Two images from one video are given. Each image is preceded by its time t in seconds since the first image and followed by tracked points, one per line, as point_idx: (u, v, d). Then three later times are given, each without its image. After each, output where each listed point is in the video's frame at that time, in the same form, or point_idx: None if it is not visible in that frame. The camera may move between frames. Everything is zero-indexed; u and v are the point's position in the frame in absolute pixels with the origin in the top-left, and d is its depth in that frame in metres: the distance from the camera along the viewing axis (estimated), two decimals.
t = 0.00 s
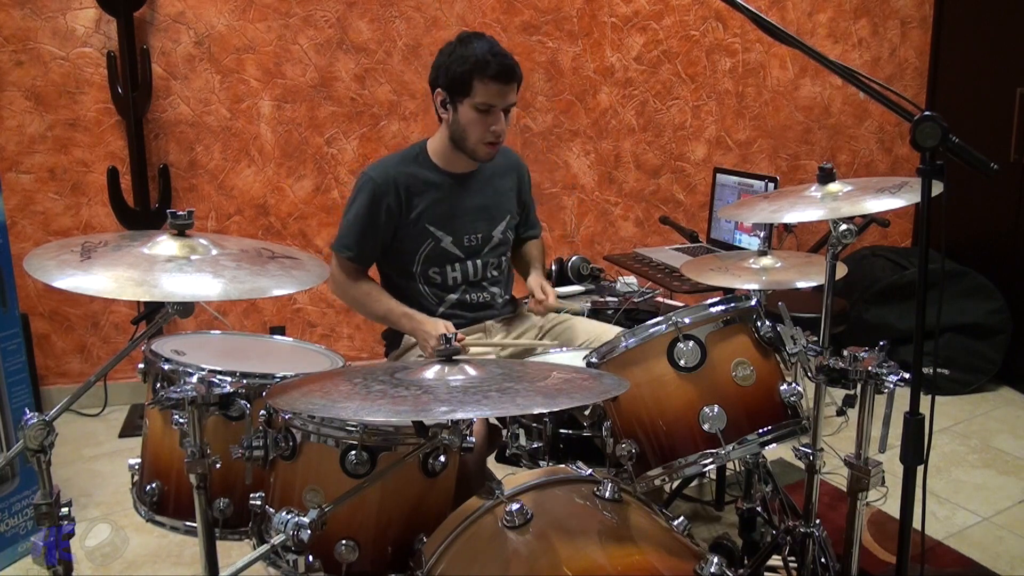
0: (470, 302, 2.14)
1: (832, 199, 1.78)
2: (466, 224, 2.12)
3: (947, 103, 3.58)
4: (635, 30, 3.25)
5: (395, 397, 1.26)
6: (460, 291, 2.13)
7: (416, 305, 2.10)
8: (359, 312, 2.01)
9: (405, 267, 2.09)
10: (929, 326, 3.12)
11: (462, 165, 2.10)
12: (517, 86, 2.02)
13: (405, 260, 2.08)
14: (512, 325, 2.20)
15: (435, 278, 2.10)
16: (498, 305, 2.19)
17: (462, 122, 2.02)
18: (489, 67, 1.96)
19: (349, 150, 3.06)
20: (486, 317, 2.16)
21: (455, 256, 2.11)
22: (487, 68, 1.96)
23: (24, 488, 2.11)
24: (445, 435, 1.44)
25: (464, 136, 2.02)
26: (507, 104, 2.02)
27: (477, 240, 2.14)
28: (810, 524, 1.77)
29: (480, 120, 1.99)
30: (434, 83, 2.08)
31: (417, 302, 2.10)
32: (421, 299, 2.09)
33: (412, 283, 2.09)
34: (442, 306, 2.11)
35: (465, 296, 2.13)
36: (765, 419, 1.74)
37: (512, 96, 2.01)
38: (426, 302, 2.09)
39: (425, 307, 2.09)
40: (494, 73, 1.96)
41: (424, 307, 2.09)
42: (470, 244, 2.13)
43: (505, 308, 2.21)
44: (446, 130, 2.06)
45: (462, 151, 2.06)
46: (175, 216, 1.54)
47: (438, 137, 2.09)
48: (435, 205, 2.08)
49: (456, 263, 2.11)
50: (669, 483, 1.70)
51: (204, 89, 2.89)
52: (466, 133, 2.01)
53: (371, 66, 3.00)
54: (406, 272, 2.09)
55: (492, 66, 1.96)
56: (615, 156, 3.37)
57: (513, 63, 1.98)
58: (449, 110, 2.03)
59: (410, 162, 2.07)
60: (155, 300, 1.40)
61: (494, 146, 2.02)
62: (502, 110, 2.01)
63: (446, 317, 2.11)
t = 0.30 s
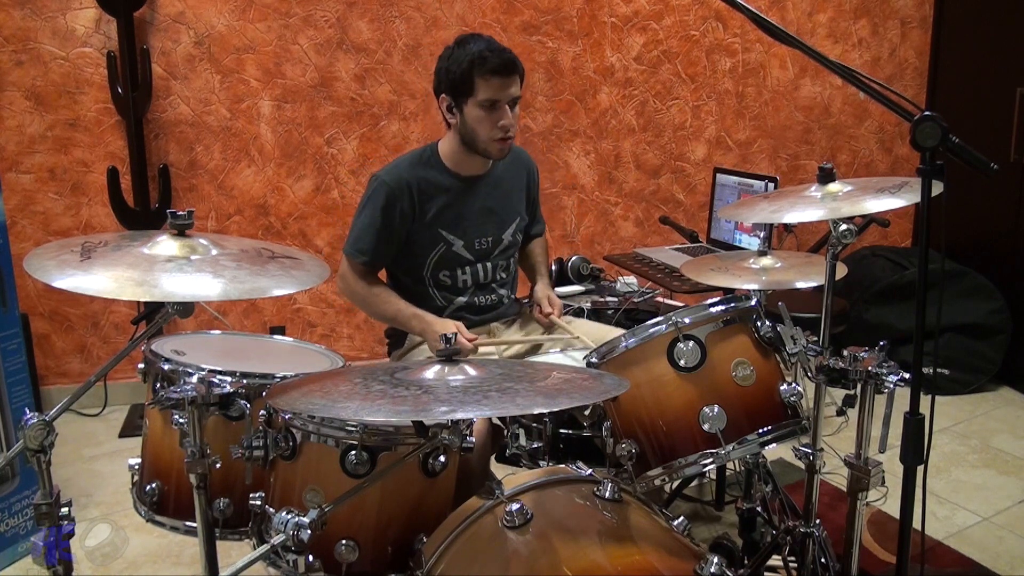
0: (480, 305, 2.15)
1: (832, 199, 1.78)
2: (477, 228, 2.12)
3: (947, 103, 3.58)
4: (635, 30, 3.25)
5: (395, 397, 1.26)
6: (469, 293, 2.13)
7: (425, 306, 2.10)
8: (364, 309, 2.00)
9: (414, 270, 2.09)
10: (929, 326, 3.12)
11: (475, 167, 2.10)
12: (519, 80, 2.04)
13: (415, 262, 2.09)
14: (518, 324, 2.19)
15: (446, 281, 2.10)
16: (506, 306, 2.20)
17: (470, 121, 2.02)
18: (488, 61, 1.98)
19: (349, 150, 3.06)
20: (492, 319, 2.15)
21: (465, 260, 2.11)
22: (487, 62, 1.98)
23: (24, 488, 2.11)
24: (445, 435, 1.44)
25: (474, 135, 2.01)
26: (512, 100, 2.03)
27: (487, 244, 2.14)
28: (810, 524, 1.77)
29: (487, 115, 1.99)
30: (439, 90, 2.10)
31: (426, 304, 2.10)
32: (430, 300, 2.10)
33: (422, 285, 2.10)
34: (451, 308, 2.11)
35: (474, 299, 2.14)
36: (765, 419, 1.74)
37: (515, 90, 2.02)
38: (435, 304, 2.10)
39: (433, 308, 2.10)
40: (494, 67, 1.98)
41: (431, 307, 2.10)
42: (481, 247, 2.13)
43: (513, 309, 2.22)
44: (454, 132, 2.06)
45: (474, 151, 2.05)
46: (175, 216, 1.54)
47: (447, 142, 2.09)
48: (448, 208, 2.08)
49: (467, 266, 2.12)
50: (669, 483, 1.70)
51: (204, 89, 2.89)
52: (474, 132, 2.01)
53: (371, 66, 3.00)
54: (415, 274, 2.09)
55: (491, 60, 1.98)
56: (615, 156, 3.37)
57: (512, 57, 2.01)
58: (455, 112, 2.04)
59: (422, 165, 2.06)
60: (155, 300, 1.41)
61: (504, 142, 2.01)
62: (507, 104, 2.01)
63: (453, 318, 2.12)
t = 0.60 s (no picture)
0: (486, 309, 2.14)
1: (832, 199, 1.78)
2: (484, 230, 2.12)
3: (947, 103, 3.58)
4: (635, 30, 3.25)
5: (395, 397, 1.26)
6: (475, 297, 2.12)
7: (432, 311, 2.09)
8: (362, 310, 1.93)
9: (421, 273, 2.08)
10: (929, 326, 3.12)
11: (484, 168, 2.10)
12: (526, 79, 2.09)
13: (421, 265, 2.08)
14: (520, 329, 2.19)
15: (452, 284, 2.10)
16: (512, 308, 2.20)
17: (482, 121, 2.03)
18: (501, 58, 2.02)
19: (349, 150, 3.06)
20: (493, 324, 2.15)
21: (471, 262, 2.11)
22: (500, 59, 2.02)
23: (24, 488, 2.11)
24: (445, 435, 1.44)
25: (490, 134, 2.02)
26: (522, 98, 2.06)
27: (493, 245, 2.13)
28: (810, 524, 1.77)
29: (503, 112, 2.02)
30: (444, 95, 2.11)
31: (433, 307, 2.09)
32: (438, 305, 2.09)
33: (429, 289, 2.09)
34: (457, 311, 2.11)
35: (480, 303, 2.13)
36: (765, 419, 1.74)
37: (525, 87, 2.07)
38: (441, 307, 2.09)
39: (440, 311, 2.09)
40: (506, 64, 2.02)
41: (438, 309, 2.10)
42: (487, 250, 2.13)
43: (519, 313, 2.22)
44: (465, 134, 2.06)
45: (488, 151, 2.06)
46: (175, 216, 1.54)
47: (456, 144, 2.08)
48: (455, 212, 2.08)
49: (473, 269, 2.11)
50: (669, 483, 1.70)
51: (204, 89, 2.89)
52: (490, 130, 2.02)
53: (371, 66, 3.00)
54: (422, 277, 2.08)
55: (503, 57, 2.02)
56: (615, 156, 3.37)
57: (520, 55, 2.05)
58: (466, 113, 2.04)
59: (429, 168, 2.05)
60: (155, 300, 1.41)
61: (519, 138, 2.04)
62: (519, 101, 2.05)
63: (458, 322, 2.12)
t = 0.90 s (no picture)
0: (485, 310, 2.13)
1: (832, 199, 1.78)
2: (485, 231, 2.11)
3: (947, 103, 3.58)
4: (635, 30, 3.25)
5: (395, 397, 1.26)
6: (475, 298, 2.11)
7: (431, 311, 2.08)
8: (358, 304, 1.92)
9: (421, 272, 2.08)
10: (929, 326, 3.12)
11: (488, 167, 2.10)
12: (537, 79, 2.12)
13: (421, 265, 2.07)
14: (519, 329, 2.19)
15: (452, 285, 2.09)
16: (511, 309, 2.19)
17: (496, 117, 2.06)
18: (517, 56, 2.05)
19: (349, 150, 3.06)
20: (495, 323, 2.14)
21: (472, 263, 2.10)
22: (517, 57, 2.05)
23: (24, 488, 2.11)
24: (445, 435, 1.44)
25: (501, 131, 2.05)
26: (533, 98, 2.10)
27: (493, 247, 2.13)
28: (810, 524, 1.77)
29: (516, 110, 2.05)
30: (456, 90, 2.12)
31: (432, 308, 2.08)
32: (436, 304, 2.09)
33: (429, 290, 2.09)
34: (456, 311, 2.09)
35: (480, 304, 2.11)
36: (765, 419, 1.74)
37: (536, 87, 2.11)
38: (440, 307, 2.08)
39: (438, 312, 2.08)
40: (522, 62, 2.05)
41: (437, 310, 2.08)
42: (487, 251, 2.12)
43: (519, 313, 2.22)
44: (475, 128, 2.07)
45: (496, 149, 2.07)
46: (175, 217, 1.53)
47: (463, 138, 2.08)
48: (456, 212, 2.07)
49: (473, 270, 2.10)
50: (669, 483, 1.70)
51: (204, 89, 2.89)
52: (502, 125, 2.04)
53: (371, 66, 3.00)
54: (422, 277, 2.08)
55: (520, 56, 2.05)
56: (615, 156, 3.37)
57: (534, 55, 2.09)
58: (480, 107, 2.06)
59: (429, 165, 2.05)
60: (155, 300, 1.40)
61: (527, 138, 2.07)
62: (531, 100, 2.09)
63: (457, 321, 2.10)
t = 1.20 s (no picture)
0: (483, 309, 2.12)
1: (832, 199, 1.78)
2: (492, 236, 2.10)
3: (947, 103, 3.58)
4: (635, 30, 3.25)
5: (395, 397, 1.26)
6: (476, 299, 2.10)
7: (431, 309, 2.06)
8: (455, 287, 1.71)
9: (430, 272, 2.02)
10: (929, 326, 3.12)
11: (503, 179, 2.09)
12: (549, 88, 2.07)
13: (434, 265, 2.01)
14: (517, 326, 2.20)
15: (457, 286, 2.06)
16: (506, 307, 2.17)
17: (513, 134, 2.03)
18: (528, 71, 1.98)
19: (349, 150, 3.06)
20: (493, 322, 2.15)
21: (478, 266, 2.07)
22: (528, 71, 1.98)
23: (24, 488, 2.11)
24: (445, 435, 1.44)
25: (519, 146, 2.02)
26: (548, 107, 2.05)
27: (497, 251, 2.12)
28: (810, 524, 1.77)
29: (532, 124, 2.01)
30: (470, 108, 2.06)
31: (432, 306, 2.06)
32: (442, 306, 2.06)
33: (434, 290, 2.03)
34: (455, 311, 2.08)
35: (480, 305, 2.11)
36: (765, 419, 1.74)
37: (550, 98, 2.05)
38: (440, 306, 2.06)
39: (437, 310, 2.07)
40: (534, 75, 1.99)
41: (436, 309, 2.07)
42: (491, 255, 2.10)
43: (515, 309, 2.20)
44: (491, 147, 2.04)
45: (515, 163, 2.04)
46: (175, 217, 1.53)
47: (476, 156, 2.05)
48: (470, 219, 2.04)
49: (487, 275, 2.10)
50: (669, 483, 1.70)
51: (204, 89, 2.89)
52: (519, 142, 2.02)
53: (371, 66, 3.00)
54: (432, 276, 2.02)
55: (531, 69, 1.99)
56: (615, 156, 3.37)
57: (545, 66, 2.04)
58: (494, 127, 2.02)
59: (453, 169, 2.03)
60: (155, 300, 1.40)
61: (545, 150, 2.05)
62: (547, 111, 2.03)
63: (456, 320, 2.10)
